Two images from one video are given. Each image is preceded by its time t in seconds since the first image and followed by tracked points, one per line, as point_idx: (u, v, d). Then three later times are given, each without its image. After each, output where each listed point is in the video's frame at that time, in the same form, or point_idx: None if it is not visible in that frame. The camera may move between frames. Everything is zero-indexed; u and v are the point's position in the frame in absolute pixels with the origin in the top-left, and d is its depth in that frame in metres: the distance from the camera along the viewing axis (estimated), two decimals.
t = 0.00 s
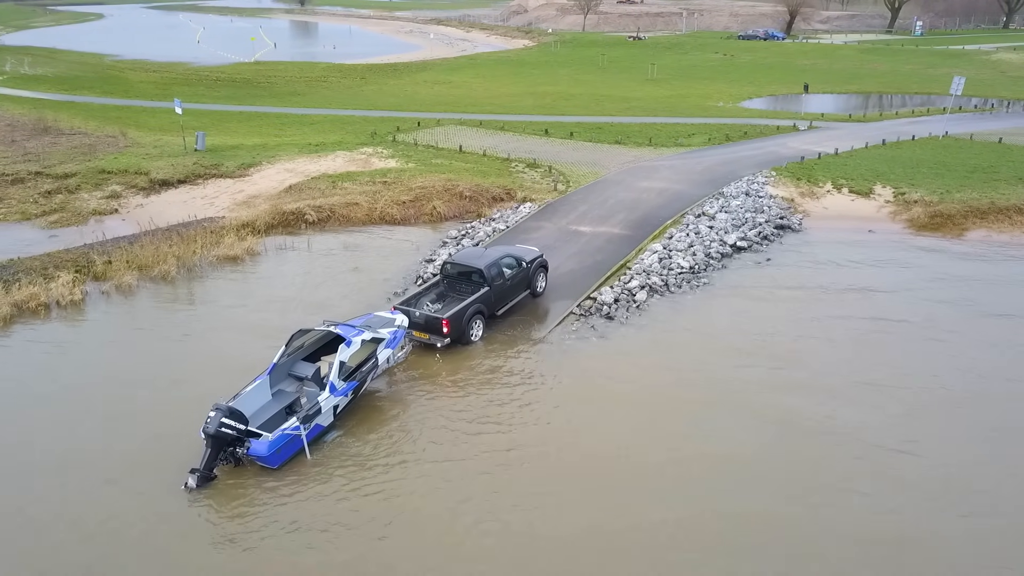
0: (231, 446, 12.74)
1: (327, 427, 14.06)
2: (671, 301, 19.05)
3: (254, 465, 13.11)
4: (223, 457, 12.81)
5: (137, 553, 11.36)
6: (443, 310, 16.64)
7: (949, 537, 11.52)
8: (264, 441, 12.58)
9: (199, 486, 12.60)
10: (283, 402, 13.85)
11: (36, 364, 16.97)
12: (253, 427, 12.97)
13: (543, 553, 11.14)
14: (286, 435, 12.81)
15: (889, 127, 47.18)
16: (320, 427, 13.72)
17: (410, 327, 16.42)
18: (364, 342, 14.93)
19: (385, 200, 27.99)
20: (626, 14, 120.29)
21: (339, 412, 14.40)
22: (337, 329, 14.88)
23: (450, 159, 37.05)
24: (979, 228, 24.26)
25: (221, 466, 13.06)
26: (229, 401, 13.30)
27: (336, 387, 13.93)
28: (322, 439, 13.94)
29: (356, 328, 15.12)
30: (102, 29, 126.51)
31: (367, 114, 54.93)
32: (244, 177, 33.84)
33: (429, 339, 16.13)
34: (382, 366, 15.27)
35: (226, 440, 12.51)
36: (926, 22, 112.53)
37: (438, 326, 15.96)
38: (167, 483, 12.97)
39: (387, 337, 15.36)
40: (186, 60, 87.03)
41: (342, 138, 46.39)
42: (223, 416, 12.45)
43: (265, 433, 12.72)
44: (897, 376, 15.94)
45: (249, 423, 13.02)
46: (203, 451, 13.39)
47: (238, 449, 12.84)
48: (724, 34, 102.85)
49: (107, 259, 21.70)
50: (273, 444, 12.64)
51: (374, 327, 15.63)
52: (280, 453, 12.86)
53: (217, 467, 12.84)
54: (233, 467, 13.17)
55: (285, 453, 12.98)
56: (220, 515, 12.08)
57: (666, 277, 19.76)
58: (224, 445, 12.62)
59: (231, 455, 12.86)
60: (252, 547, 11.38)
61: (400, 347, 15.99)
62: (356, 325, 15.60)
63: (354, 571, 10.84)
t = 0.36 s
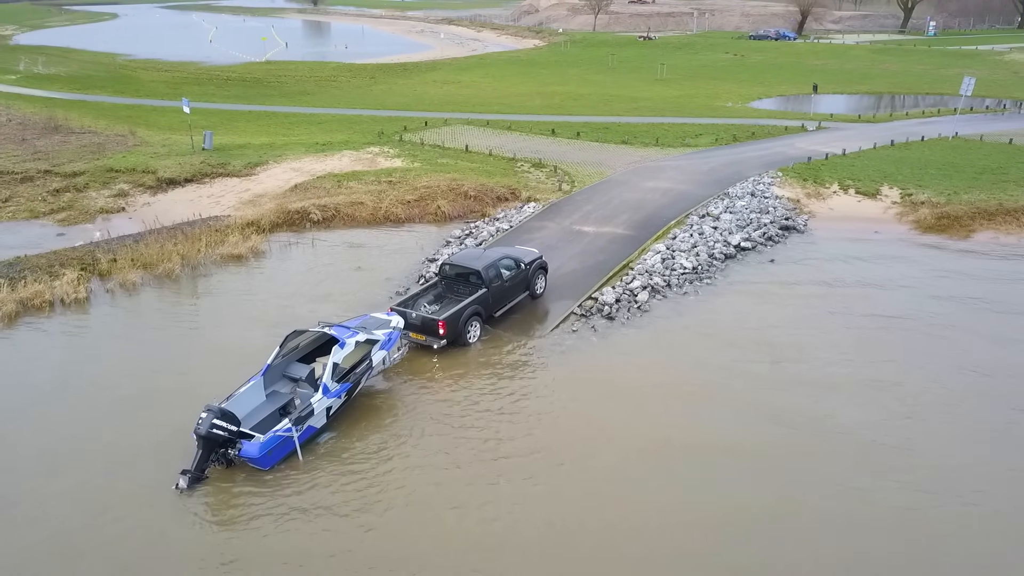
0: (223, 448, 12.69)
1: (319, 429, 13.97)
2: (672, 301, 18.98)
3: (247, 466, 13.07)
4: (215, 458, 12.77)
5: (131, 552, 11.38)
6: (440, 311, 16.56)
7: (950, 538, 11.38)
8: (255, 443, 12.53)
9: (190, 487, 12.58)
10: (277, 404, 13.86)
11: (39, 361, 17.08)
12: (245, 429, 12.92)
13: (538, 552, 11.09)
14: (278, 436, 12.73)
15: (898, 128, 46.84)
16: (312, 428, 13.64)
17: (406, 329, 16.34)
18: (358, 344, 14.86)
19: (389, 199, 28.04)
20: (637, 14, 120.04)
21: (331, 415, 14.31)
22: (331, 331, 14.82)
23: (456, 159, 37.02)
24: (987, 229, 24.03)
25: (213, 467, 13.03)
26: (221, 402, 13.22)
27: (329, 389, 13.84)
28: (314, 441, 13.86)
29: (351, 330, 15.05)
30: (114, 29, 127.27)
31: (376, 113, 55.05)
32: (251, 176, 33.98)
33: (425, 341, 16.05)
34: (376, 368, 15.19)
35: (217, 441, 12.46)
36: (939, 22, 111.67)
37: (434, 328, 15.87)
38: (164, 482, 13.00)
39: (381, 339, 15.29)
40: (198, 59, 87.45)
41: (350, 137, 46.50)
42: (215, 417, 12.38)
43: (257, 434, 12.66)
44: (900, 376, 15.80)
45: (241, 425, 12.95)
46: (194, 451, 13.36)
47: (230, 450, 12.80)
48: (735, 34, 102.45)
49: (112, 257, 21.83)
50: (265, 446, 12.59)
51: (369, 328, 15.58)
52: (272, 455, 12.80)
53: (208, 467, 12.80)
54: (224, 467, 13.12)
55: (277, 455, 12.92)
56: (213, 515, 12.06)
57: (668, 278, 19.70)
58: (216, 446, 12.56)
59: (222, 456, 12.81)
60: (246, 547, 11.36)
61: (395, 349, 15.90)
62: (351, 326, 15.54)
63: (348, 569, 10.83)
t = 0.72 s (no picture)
0: (214, 449, 12.66)
1: (311, 431, 13.89)
2: (674, 302, 18.90)
3: (239, 467, 13.04)
4: (205, 459, 12.76)
5: (124, 550, 11.40)
6: (436, 313, 16.51)
7: (949, 542, 11.27)
8: (247, 444, 12.50)
9: (180, 489, 12.54)
10: (270, 405, 13.86)
11: (41, 357, 17.20)
12: (236, 430, 12.89)
13: (533, 552, 11.06)
14: (269, 438, 12.67)
15: (908, 128, 46.54)
16: (305, 430, 13.57)
17: (401, 330, 16.30)
18: (352, 346, 14.79)
19: (394, 199, 28.09)
20: (647, 14, 119.75)
21: (324, 416, 14.24)
22: (325, 332, 14.77)
23: (461, 159, 37.00)
24: (994, 230, 23.82)
25: (203, 468, 13.00)
26: (213, 403, 13.19)
27: (322, 390, 13.76)
28: (306, 443, 13.78)
29: (344, 331, 14.99)
30: (126, 28, 128.10)
31: (383, 113, 55.17)
32: (257, 175, 34.11)
33: (421, 342, 16.00)
34: (370, 369, 15.11)
35: (208, 443, 12.43)
36: (952, 22, 110.78)
37: (429, 329, 15.82)
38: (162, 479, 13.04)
39: (375, 340, 15.21)
40: (208, 59, 87.94)
41: (357, 137, 46.61)
42: (205, 418, 12.38)
43: (249, 435, 12.63)
44: (902, 377, 15.68)
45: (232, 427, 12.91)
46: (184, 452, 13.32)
47: (221, 451, 12.77)
48: (745, 35, 102.08)
49: (117, 255, 21.97)
50: (256, 447, 12.55)
51: (364, 330, 15.51)
52: (263, 456, 12.76)
53: (198, 468, 12.78)
54: (215, 468, 13.10)
55: (268, 456, 12.87)
56: (204, 515, 12.03)
57: (670, 278, 19.62)
58: (207, 447, 12.54)
59: (213, 457, 12.80)
60: (238, 546, 11.35)
61: (390, 351, 15.83)
62: (346, 328, 15.49)
63: (342, 567, 10.84)
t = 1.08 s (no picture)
0: (205, 451, 12.63)
1: (304, 432, 13.82)
2: (674, 303, 18.83)
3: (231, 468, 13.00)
4: (196, 461, 12.78)
5: (118, 548, 11.42)
6: (432, 314, 16.43)
7: (949, 545, 11.15)
8: (237, 446, 12.45)
9: (171, 490, 12.54)
10: (263, 407, 13.80)
11: (43, 355, 17.30)
12: (228, 432, 12.88)
13: (527, 553, 11.02)
14: (260, 440, 12.61)
15: (916, 129, 46.24)
16: (296, 432, 13.49)
17: (397, 332, 16.24)
18: (346, 347, 14.71)
19: (398, 198, 28.14)
20: (656, 14, 119.48)
21: (317, 418, 14.15)
22: (318, 334, 14.71)
23: (466, 159, 37.00)
24: (999, 232, 23.62)
25: (195, 470, 13.00)
26: (205, 405, 13.17)
27: (314, 392, 13.67)
28: (299, 444, 13.71)
29: (338, 333, 14.92)
30: (138, 28, 128.92)
31: (390, 113, 55.27)
32: (262, 174, 34.25)
33: (417, 345, 15.93)
34: (363, 371, 15.03)
35: (199, 444, 12.40)
36: (964, 22, 110.00)
37: (425, 331, 15.75)
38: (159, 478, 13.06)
39: (369, 342, 15.11)
40: (218, 58, 88.34)
41: (363, 137, 46.70)
42: (196, 420, 12.36)
43: (239, 438, 12.60)
44: (903, 379, 15.55)
45: (224, 429, 12.86)
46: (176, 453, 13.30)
47: (212, 454, 12.77)
48: (754, 35, 101.70)
49: (121, 254, 22.08)
50: (247, 449, 12.49)
51: (358, 331, 15.42)
52: (254, 458, 12.71)
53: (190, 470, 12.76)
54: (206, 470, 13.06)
55: (259, 458, 12.82)
56: (194, 516, 11.98)
57: (671, 278, 19.55)
58: (198, 449, 12.51)
59: (204, 459, 12.82)
60: (231, 545, 11.33)
61: (384, 352, 15.76)
62: (340, 329, 15.42)
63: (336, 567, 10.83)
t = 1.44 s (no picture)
0: (194, 453, 12.62)
1: (294, 434, 13.79)
2: (676, 303, 18.79)
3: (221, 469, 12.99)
4: (186, 463, 12.77)
5: (113, 547, 11.46)
6: (428, 316, 16.36)
7: (947, 550, 11.04)
8: (227, 448, 12.42)
9: (160, 491, 12.57)
10: (255, 409, 13.78)
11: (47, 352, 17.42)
12: (218, 433, 12.82)
13: (521, 555, 11.00)
14: (249, 442, 12.59)
15: (925, 130, 45.92)
16: (287, 434, 13.52)
17: (392, 334, 16.19)
18: (338, 350, 14.69)
19: (402, 198, 28.19)
20: (667, 14, 119.10)
21: (308, 420, 14.13)
22: (310, 337, 14.71)
23: (470, 159, 37.01)
24: (1006, 234, 23.41)
25: (184, 471, 12.97)
26: (196, 407, 13.15)
27: (305, 394, 13.72)
28: (289, 446, 13.68)
29: (330, 336, 14.91)
30: (151, 28, 129.74)
31: (397, 112, 55.34)
32: (267, 173, 34.39)
33: (412, 347, 15.85)
34: (355, 374, 15.00)
35: (188, 447, 12.37)
36: (977, 22, 109.06)
37: (419, 334, 15.68)
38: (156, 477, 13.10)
39: (361, 345, 15.10)
40: (228, 58, 88.76)
41: (370, 136, 46.79)
42: (185, 422, 12.33)
43: (229, 440, 12.55)
44: (905, 381, 15.46)
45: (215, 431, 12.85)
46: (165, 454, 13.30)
47: (202, 455, 12.74)
48: (765, 35, 101.25)
49: (125, 253, 22.21)
50: (236, 451, 12.46)
51: (350, 334, 15.47)
52: (243, 460, 12.67)
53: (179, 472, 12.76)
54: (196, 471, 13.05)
55: (249, 460, 12.80)
56: (185, 517, 11.98)
57: (673, 279, 19.51)
58: (188, 451, 12.49)
59: (194, 461, 12.82)
60: (224, 545, 11.35)
61: (377, 355, 15.75)
62: (333, 332, 15.42)
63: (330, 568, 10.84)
